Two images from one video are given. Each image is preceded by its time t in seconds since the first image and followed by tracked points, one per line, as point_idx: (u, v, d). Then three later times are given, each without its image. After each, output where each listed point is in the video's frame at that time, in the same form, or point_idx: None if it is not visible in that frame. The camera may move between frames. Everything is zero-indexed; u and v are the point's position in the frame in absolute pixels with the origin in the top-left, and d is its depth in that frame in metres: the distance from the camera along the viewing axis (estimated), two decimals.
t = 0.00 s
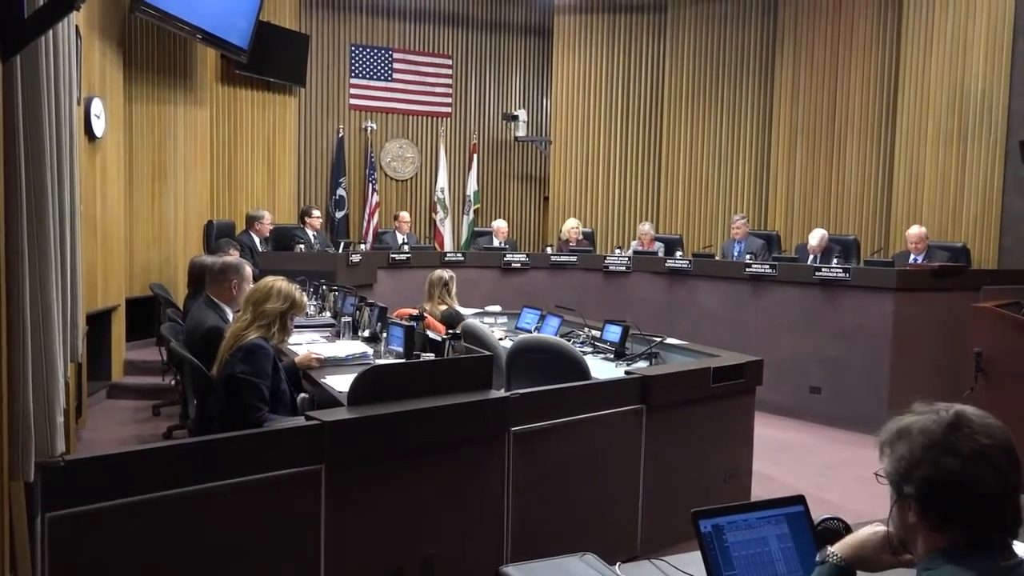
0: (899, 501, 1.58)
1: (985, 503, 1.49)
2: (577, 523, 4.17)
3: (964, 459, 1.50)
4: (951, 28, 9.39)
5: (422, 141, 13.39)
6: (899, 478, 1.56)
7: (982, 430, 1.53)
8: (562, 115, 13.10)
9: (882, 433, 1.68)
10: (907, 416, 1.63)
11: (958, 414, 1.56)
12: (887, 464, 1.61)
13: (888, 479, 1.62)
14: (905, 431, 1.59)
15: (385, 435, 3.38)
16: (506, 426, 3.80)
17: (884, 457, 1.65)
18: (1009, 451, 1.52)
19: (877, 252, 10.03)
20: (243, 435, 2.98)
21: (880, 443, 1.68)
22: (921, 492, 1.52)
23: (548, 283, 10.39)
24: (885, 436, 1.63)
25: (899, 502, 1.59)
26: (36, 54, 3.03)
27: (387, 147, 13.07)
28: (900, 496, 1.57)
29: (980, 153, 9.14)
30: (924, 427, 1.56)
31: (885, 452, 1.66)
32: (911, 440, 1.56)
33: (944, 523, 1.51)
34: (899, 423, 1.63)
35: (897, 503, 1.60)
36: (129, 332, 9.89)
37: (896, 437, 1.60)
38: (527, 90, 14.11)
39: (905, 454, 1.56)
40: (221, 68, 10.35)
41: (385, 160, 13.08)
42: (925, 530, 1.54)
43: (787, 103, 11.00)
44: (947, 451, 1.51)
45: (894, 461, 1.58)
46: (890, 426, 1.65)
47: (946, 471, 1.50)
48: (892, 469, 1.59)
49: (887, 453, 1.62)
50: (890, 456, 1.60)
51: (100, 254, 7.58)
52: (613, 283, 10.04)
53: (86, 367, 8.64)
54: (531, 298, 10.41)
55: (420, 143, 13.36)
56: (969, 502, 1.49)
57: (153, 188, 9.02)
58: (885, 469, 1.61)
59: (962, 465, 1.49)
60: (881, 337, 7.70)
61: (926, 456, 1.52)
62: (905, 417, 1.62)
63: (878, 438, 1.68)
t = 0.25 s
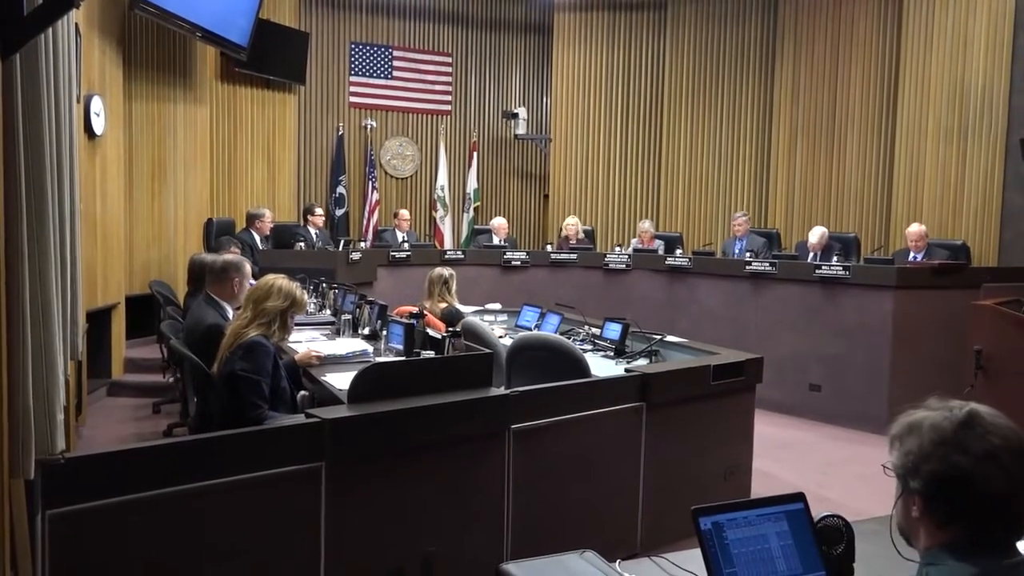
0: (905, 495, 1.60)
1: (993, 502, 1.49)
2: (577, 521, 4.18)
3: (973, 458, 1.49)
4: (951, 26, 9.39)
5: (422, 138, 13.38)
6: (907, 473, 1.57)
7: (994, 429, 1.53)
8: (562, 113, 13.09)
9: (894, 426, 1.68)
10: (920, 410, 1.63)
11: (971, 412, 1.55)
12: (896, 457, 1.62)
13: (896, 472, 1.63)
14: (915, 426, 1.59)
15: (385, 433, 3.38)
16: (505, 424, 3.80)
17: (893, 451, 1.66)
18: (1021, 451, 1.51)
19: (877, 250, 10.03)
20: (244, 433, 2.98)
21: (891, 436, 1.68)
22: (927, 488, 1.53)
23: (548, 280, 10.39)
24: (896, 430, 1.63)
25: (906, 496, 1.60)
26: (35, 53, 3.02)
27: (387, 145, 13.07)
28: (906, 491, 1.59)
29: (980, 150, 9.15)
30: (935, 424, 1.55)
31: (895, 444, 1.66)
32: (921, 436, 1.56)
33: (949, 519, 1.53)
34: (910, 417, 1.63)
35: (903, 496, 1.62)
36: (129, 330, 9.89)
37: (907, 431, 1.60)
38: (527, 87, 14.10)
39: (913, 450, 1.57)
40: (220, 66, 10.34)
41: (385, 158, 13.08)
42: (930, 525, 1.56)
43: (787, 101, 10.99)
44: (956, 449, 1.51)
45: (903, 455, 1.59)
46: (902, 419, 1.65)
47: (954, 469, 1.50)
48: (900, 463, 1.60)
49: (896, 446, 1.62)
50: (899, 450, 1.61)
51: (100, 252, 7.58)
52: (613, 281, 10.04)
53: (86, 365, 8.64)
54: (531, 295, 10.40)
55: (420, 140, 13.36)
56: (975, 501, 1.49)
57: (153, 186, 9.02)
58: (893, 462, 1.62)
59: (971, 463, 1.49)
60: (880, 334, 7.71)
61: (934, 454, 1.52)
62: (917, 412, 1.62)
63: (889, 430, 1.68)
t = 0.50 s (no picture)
0: (907, 493, 1.60)
1: (995, 500, 1.49)
2: (578, 517, 4.18)
3: (975, 456, 1.50)
4: (952, 22, 9.37)
5: (423, 134, 13.39)
6: (908, 471, 1.58)
7: (996, 427, 1.53)
8: (563, 109, 13.09)
9: (894, 424, 1.69)
10: (919, 408, 1.64)
11: (973, 410, 1.56)
12: (896, 455, 1.62)
13: (895, 470, 1.63)
14: (916, 424, 1.60)
15: (386, 429, 3.38)
16: (506, 420, 3.80)
17: (893, 448, 1.66)
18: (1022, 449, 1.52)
19: (878, 246, 10.02)
20: (244, 428, 2.98)
21: (891, 434, 1.69)
22: (931, 487, 1.53)
23: (548, 277, 10.39)
24: (897, 427, 1.64)
25: (907, 494, 1.60)
26: (36, 48, 3.02)
27: (388, 141, 13.07)
28: (908, 489, 1.59)
29: (981, 147, 9.14)
30: (936, 422, 1.56)
31: (894, 443, 1.67)
32: (923, 434, 1.57)
33: (950, 517, 1.53)
34: (910, 415, 1.64)
35: (904, 494, 1.62)
36: (130, 326, 9.90)
37: (908, 429, 1.61)
38: (528, 83, 14.09)
39: (915, 448, 1.57)
40: (221, 63, 10.33)
41: (385, 154, 13.09)
42: (931, 524, 1.56)
43: (788, 98, 10.98)
44: (959, 447, 1.52)
45: (904, 453, 1.59)
46: (902, 417, 1.66)
47: (956, 467, 1.50)
48: (901, 461, 1.60)
49: (897, 444, 1.63)
50: (900, 448, 1.62)
51: (101, 249, 7.59)
52: (613, 277, 10.04)
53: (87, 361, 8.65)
54: (532, 292, 10.41)
55: (421, 137, 13.37)
56: (977, 498, 1.49)
57: (153, 183, 9.02)
58: (894, 461, 1.62)
59: (973, 462, 1.50)
60: (881, 331, 7.70)
61: (936, 452, 1.53)
62: (918, 410, 1.63)
63: (889, 428, 1.69)
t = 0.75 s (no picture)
0: (900, 491, 1.61)
1: (988, 494, 1.52)
2: (576, 514, 4.18)
3: (968, 451, 1.53)
4: (951, 19, 9.36)
5: (422, 131, 13.39)
6: (901, 469, 1.59)
7: (986, 422, 1.56)
8: (562, 106, 13.09)
9: (881, 422, 1.71)
10: (907, 406, 1.66)
11: (963, 406, 1.59)
12: (887, 454, 1.64)
13: (887, 469, 1.65)
14: (907, 422, 1.62)
15: (385, 426, 3.38)
16: (504, 417, 3.80)
17: (883, 446, 1.68)
18: (1012, 443, 1.55)
19: (876, 243, 10.02)
20: (243, 426, 2.98)
21: (879, 432, 1.71)
22: (925, 484, 1.55)
23: (547, 274, 10.39)
24: (886, 426, 1.66)
25: (900, 492, 1.62)
26: (33, 45, 3.01)
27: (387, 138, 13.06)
28: (901, 487, 1.61)
29: (979, 143, 9.14)
30: (928, 419, 1.59)
31: (883, 441, 1.68)
32: (915, 432, 1.59)
33: (944, 513, 1.55)
34: (898, 413, 1.66)
35: (897, 493, 1.63)
36: (129, 324, 9.90)
37: (898, 428, 1.63)
38: (527, 80, 14.08)
39: (907, 446, 1.59)
40: (219, 60, 10.31)
41: (384, 151, 13.07)
42: (926, 520, 1.58)
43: (787, 94, 10.97)
44: (952, 443, 1.54)
45: (895, 452, 1.61)
46: (890, 416, 1.68)
47: (949, 463, 1.53)
48: (893, 460, 1.62)
49: (888, 443, 1.65)
50: (891, 447, 1.63)
51: (99, 247, 7.57)
52: (612, 275, 10.04)
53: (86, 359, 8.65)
54: (531, 289, 10.41)
55: (420, 134, 13.36)
56: (970, 493, 1.52)
57: (151, 179, 9.00)
58: (885, 460, 1.64)
59: (965, 457, 1.52)
60: (879, 327, 7.71)
61: (930, 449, 1.55)
62: (908, 408, 1.65)
63: (877, 427, 1.71)
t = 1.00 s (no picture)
0: (890, 490, 1.63)
1: (976, 488, 1.54)
2: (573, 510, 4.19)
3: (955, 446, 1.56)
4: (948, 16, 9.37)
5: (420, 126, 13.37)
6: (891, 467, 1.62)
7: (971, 416, 1.59)
8: (560, 102, 13.08)
9: (867, 423, 1.74)
10: (892, 405, 1.70)
11: (947, 401, 1.62)
12: (875, 454, 1.67)
13: (876, 468, 1.67)
14: (893, 421, 1.65)
15: (381, 422, 3.38)
16: (501, 413, 3.80)
17: (870, 447, 1.71)
18: (996, 436, 1.58)
19: (873, 240, 10.03)
20: (240, 421, 2.98)
21: (865, 433, 1.74)
22: (915, 481, 1.57)
23: (544, 270, 10.39)
24: (873, 426, 1.69)
25: (891, 490, 1.64)
26: (30, 40, 3.00)
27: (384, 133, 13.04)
28: (891, 485, 1.63)
29: (976, 140, 9.15)
30: (914, 416, 1.62)
31: (870, 441, 1.71)
32: (902, 429, 1.62)
33: (935, 509, 1.56)
34: (884, 413, 1.69)
35: (887, 492, 1.65)
36: (125, 319, 9.88)
37: (885, 427, 1.66)
38: (524, 76, 14.07)
39: (895, 444, 1.62)
40: (216, 55, 10.29)
41: (381, 146, 13.05)
42: (917, 517, 1.59)
43: (785, 92, 10.98)
44: (939, 439, 1.57)
45: (884, 451, 1.64)
46: (876, 415, 1.71)
47: (938, 459, 1.56)
48: (882, 459, 1.64)
49: (875, 443, 1.67)
50: (879, 446, 1.66)
51: (95, 242, 7.56)
52: (609, 271, 10.04)
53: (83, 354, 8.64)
54: (528, 285, 10.41)
55: (417, 129, 13.34)
56: (960, 488, 1.54)
57: (148, 175, 8.98)
58: (874, 460, 1.66)
59: (952, 452, 1.55)
60: (875, 324, 7.73)
61: (918, 445, 1.58)
62: (893, 407, 1.68)
63: (864, 428, 1.74)
